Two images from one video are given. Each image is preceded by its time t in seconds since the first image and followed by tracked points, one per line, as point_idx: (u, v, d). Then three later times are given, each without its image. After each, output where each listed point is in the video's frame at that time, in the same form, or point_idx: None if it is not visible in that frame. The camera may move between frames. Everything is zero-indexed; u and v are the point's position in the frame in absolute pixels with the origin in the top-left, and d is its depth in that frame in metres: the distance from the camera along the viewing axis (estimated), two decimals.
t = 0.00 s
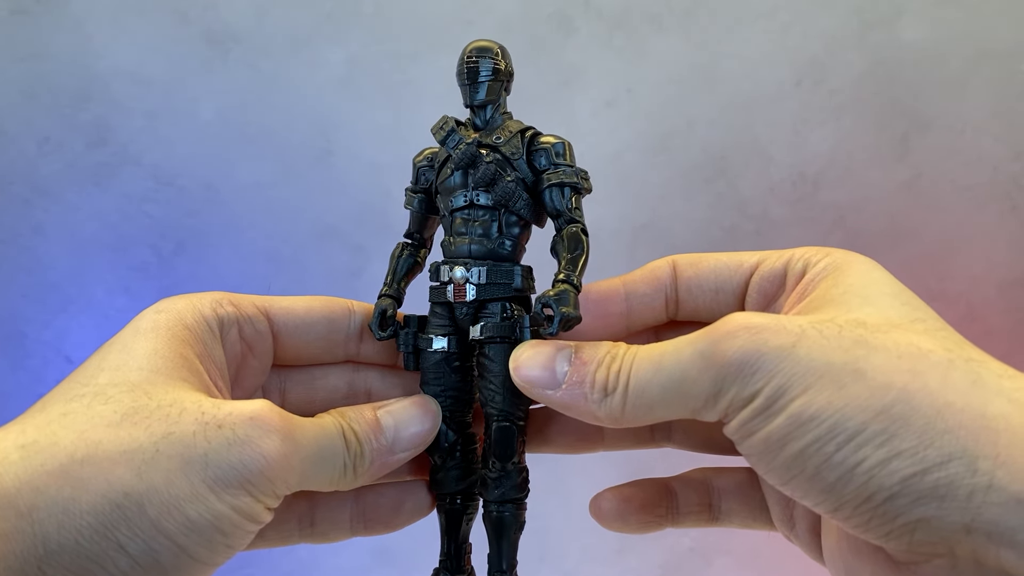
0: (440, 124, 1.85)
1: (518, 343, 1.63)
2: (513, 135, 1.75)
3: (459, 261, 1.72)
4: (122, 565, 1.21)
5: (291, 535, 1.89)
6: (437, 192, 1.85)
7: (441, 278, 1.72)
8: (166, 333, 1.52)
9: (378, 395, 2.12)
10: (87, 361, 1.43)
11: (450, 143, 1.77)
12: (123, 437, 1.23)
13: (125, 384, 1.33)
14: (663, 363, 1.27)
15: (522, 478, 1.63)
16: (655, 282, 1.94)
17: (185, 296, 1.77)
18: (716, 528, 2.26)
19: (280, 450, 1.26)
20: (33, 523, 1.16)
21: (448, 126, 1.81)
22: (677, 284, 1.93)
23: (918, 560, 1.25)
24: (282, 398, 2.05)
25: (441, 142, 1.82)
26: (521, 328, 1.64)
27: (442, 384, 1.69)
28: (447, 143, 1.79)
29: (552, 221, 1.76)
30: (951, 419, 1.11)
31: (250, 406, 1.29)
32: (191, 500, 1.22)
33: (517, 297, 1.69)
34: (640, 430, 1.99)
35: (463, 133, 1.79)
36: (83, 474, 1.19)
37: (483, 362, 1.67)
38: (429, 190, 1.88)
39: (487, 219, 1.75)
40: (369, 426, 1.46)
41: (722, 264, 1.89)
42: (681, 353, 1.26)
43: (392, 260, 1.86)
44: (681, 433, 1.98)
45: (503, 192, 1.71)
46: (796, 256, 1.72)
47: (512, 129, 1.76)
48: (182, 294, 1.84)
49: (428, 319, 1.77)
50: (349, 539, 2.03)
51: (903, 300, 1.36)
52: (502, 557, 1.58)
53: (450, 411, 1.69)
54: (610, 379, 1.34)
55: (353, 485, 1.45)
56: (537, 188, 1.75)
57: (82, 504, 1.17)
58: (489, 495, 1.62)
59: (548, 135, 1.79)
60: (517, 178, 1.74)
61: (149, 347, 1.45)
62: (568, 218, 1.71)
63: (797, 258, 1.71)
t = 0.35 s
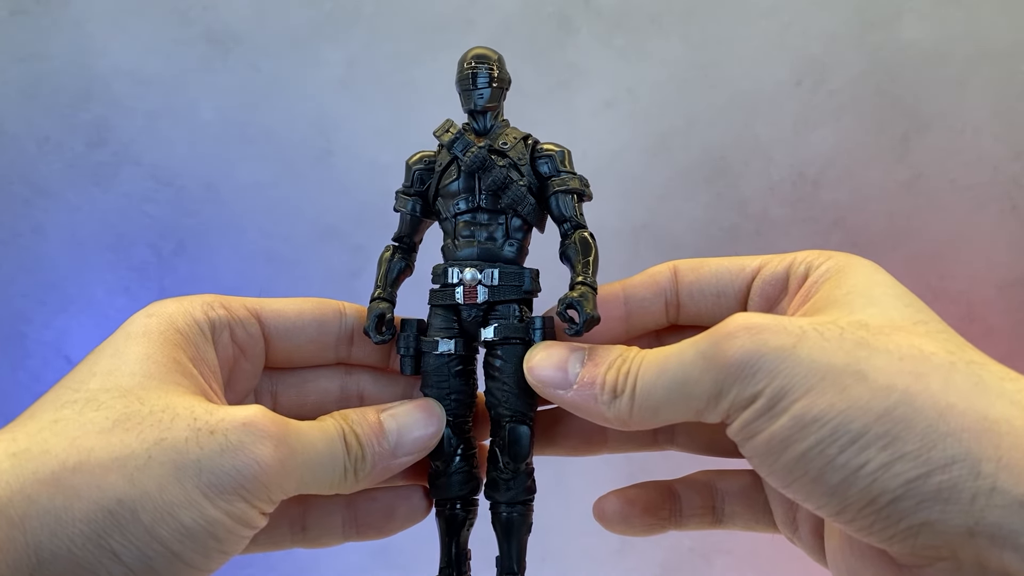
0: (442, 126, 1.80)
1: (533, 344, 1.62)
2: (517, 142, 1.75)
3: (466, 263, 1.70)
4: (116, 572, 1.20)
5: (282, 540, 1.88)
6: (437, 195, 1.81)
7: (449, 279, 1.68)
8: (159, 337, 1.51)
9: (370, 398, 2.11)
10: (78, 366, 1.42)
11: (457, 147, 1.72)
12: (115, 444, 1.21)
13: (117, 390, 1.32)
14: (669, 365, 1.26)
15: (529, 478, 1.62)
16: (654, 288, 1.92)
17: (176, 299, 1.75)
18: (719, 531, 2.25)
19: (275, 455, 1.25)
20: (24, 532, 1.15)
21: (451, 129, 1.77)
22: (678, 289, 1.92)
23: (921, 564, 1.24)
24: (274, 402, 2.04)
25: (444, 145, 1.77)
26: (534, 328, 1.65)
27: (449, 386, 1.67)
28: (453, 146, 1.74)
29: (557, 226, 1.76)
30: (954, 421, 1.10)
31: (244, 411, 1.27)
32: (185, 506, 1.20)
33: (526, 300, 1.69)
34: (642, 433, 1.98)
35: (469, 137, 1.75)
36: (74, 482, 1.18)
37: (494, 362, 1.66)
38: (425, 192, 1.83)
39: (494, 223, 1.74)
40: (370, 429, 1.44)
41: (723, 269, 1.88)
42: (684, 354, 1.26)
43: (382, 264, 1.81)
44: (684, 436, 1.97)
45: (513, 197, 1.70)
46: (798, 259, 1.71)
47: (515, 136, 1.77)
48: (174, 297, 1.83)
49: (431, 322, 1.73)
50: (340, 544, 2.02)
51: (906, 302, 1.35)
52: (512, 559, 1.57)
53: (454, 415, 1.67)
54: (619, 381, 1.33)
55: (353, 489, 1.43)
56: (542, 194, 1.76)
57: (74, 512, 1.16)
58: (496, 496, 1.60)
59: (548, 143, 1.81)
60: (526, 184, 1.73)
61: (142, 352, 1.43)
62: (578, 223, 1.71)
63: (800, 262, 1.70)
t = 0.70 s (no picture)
0: (449, 124, 1.77)
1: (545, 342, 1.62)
2: (524, 142, 1.75)
3: (476, 262, 1.68)
4: (117, 569, 1.18)
5: (280, 536, 1.87)
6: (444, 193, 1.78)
7: (461, 277, 1.66)
8: (160, 331, 1.49)
9: (371, 395, 2.10)
10: (78, 360, 1.41)
11: (470, 146, 1.70)
12: (116, 439, 1.20)
13: (118, 385, 1.31)
14: (679, 364, 1.25)
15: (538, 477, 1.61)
16: (660, 288, 1.91)
17: (176, 293, 1.74)
18: (724, 530, 2.24)
19: (277, 452, 1.23)
20: (24, 527, 1.13)
21: (461, 127, 1.74)
22: (683, 289, 1.90)
23: (932, 563, 1.22)
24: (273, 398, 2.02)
25: (454, 143, 1.74)
26: (546, 327, 1.66)
27: (458, 386, 1.65)
28: (465, 144, 1.71)
29: (563, 227, 1.77)
30: (962, 418, 1.09)
31: (246, 408, 1.26)
32: (187, 503, 1.19)
33: (535, 300, 1.69)
34: (648, 432, 1.97)
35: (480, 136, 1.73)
36: (75, 477, 1.16)
37: (505, 360, 1.65)
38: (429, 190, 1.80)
39: (504, 223, 1.73)
40: (377, 427, 1.43)
41: (729, 270, 1.87)
42: (692, 354, 1.25)
43: (381, 261, 1.76)
44: (691, 436, 1.96)
45: (525, 197, 1.70)
46: (805, 259, 1.70)
47: (522, 136, 1.77)
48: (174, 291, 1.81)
49: (438, 320, 1.70)
50: (339, 542, 2.01)
51: (915, 300, 1.34)
52: (523, 558, 1.56)
53: (461, 414, 1.65)
54: (630, 381, 1.33)
55: (358, 487, 1.42)
56: (549, 195, 1.78)
57: (74, 508, 1.15)
58: (505, 496, 1.59)
59: (552, 145, 1.82)
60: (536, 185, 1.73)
61: (142, 347, 1.42)
62: (585, 224, 1.73)
63: (806, 261, 1.68)
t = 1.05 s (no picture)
0: (461, 129, 1.75)
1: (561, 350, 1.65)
2: (533, 152, 1.79)
3: (495, 271, 1.68)
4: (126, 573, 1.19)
5: (283, 544, 1.89)
6: (455, 200, 1.76)
7: (483, 286, 1.64)
8: (169, 335, 1.50)
9: (374, 399, 2.11)
10: (86, 363, 1.42)
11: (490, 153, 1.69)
12: (127, 443, 1.21)
13: (129, 389, 1.31)
14: (690, 374, 1.27)
15: (554, 485, 1.63)
16: (668, 298, 1.92)
17: (184, 296, 1.74)
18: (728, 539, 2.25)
19: (287, 457, 1.24)
20: (35, 531, 1.15)
21: (476, 133, 1.73)
22: (691, 299, 1.91)
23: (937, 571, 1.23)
24: (278, 401, 2.03)
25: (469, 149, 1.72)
26: (562, 336, 1.69)
27: (476, 396, 1.65)
28: (484, 152, 1.70)
29: (569, 237, 1.81)
30: (968, 427, 1.10)
31: (257, 414, 1.27)
32: (197, 508, 1.20)
33: (548, 309, 1.73)
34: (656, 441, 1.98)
35: (497, 143, 1.73)
36: (85, 481, 1.17)
37: (524, 369, 1.65)
38: (437, 196, 1.78)
39: (519, 233, 1.75)
40: (394, 434, 1.43)
41: (738, 280, 1.88)
42: (703, 362, 1.26)
43: (385, 267, 1.73)
44: (700, 445, 1.96)
45: (543, 208, 1.73)
46: (813, 270, 1.71)
47: (529, 146, 1.80)
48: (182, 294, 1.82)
49: (454, 329, 1.68)
50: (341, 550, 2.02)
51: (923, 311, 1.35)
52: (543, 565, 1.57)
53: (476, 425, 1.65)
54: (644, 390, 1.34)
55: (371, 493, 1.42)
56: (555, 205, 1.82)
57: (85, 513, 1.16)
58: (522, 504, 1.60)
59: (551, 155, 1.88)
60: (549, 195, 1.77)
61: (152, 351, 1.43)
62: (591, 235, 1.78)
63: (814, 273, 1.70)
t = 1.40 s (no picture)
0: (456, 137, 1.75)
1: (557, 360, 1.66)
2: (528, 161, 1.79)
3: (490, 278, 1.68)
4: None
5: (277, 552, 1.88)
6: (450, 207, 1.76)
7: (478, 293, 1.64)
8: (165, 343, 1.50)
9: (367, 406, 2.11)
10: (82, 372, 1.42)
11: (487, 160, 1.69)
12: (123, 454, 1.21)
13: (125, 399, 1.31)
14: (682, 382, 1.28)
15: (549, 492, 1.63)
16: (662, 306, 1.92)
17: (178, 302, 1.74)
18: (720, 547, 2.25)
19: (283, 468, 1.24)
20: (32, 543, 1.15)
21: (472, 141, 1.73)
22: (685, 309, 1.92)
23: None
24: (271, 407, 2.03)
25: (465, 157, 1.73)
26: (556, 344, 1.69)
27: (471, 404, 1.65)
28: (480, 159, 1.71)
29: (563, 245, 1.81)
30: (959, 439, 1.10)
31: (253, 424, 1.27)
32: (193, 519, 1.20)
33: (542, 316, 1.73)
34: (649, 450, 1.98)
35: (493, 152, 1.73)
36: (81, 493, 1.17)
37: (519, 377, 1.65)
38: (432, 203, 1.77)
39: (514, 240, 1.75)
40: (390, 442, 1.43)
41: (731, 290, 1.88)
42: (696, 372, 1.27)
43: (378, 274, 1.72)
44: (692, 455, 1.97)
45: (538, 216, 1.74)
46: (806, 280, 1.72)
47: (524, 154, 1.81)
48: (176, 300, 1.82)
49: (450, 336, 1.68)
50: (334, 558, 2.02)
51: (915, 324, 1.35)
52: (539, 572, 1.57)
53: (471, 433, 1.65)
54: (637, 398, 1.35)
55: (368, 501, 1.43)
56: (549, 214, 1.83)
57: (82, 525, 1.16)
58: (517, 512, 1.60)
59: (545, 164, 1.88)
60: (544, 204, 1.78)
61: (148, 359, 1.43)
62: (585, 243, 1.78)
63: (808, 282, 1.70)
